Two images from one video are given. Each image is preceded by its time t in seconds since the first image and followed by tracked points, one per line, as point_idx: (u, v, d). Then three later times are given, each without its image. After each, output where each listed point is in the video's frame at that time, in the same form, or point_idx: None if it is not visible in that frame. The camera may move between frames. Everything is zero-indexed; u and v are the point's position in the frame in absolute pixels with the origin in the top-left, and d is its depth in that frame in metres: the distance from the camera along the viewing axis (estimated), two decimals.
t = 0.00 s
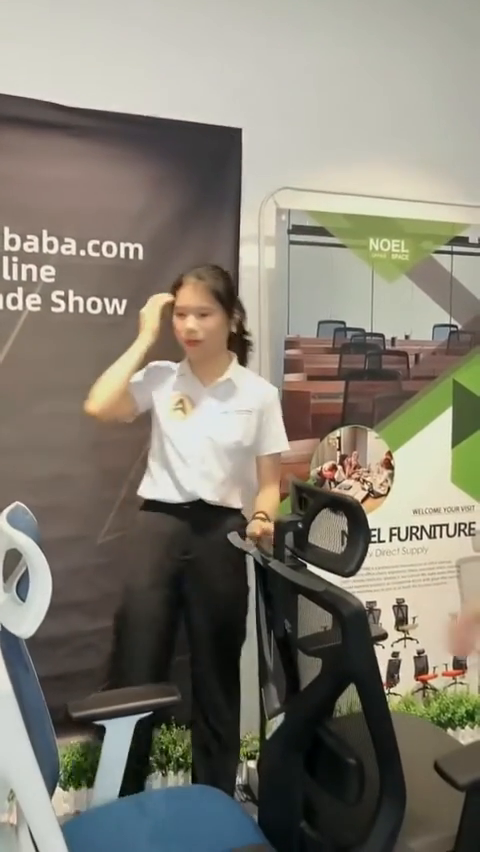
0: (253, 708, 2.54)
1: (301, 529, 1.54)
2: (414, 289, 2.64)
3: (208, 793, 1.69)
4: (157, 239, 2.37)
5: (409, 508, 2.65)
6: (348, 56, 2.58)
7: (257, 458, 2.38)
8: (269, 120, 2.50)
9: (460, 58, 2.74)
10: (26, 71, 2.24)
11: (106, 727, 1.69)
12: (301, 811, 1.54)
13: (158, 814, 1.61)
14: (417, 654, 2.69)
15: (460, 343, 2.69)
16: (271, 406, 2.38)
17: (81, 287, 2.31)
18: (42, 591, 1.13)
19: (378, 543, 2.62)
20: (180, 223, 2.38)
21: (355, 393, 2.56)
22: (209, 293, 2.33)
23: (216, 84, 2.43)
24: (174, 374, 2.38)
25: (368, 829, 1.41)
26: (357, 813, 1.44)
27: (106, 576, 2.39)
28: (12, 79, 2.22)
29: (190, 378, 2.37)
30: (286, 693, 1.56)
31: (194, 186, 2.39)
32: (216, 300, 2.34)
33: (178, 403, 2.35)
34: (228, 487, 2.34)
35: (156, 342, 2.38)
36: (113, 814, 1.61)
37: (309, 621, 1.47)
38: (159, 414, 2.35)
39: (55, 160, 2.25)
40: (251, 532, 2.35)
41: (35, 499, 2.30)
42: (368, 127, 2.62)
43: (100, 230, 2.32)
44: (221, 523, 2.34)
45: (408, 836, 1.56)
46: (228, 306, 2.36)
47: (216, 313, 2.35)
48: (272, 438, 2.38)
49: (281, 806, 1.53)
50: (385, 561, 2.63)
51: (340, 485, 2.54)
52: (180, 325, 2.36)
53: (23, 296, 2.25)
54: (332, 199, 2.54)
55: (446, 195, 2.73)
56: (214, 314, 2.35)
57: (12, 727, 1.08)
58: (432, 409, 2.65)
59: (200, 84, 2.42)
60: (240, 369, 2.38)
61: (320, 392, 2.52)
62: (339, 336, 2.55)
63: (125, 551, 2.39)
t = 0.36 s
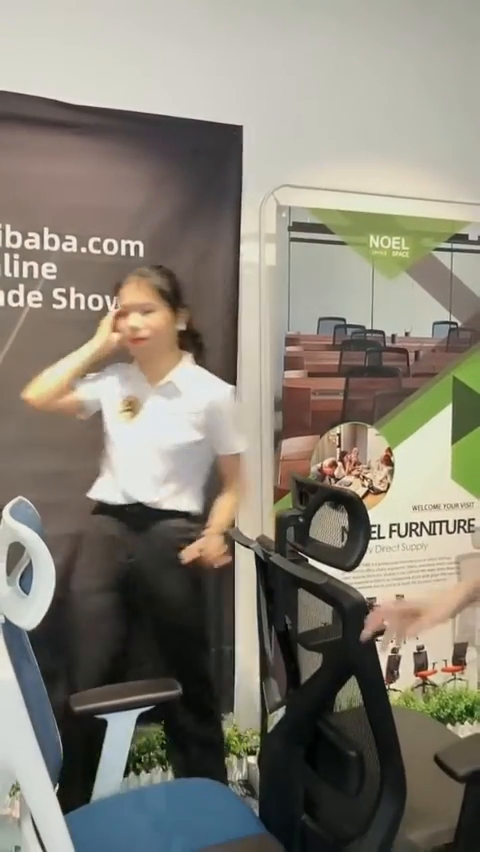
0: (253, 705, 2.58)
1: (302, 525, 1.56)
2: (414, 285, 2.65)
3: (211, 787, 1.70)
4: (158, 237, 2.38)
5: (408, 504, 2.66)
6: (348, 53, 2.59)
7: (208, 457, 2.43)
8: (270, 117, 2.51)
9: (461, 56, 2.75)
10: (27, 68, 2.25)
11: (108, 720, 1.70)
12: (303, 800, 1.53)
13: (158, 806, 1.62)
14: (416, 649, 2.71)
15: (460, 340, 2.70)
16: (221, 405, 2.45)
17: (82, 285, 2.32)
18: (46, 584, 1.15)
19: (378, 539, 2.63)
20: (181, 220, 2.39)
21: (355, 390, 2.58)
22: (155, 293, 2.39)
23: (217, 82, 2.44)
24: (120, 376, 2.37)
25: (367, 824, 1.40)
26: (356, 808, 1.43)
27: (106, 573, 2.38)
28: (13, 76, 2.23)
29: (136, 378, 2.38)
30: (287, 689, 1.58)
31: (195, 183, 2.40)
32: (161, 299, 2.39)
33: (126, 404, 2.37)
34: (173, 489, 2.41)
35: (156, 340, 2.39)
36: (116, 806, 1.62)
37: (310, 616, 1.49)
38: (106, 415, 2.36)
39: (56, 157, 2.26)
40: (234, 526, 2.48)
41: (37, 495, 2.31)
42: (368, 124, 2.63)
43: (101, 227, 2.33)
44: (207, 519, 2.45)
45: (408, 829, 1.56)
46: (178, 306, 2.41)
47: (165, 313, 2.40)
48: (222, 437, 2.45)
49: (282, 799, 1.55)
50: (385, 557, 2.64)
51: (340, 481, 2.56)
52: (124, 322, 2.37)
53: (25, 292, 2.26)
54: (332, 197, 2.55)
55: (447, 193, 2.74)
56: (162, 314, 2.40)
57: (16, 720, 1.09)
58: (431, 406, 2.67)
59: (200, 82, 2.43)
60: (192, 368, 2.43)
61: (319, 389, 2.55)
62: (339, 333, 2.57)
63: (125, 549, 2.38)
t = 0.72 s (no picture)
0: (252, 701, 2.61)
1: (301, 522, 1.57)
2: (411, 286, 2.69)
3: (212, 779, 1.73)
4: (159, 238, 2.41)
5: (406, 503, 2.70)
6: (346, 57, 2.62)
7: (111, 449, 2.33)
8: (269, 121, 2.54)
9: (458, 59, 2.78)
10: (29, 72, 2.28)
11: (111, 714, 1.73)
12: (302, 793, 1.56)
13: (160, 798, 1.65)
14: (414, 646, 2.74)
15: (457, 340, 2.73)
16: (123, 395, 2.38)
17: (84, 286, 2.35)
18: (51, 579, 1.17)
19: (376, 537, 2.66)
20: (181, 222, 2.42)
21: (353, 390, 2.61)
22: (57, 284, 2.31)
23: (216, 85, 2.47)
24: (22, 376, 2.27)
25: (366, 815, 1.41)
26: (354, 798, 1.45)
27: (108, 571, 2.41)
28: (15, 80, 2.27)
29: (39, 375, 2.28)
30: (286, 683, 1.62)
31: (195, 185, 2.43)
32: (63, 290, 2.31)
33: (26, 404, 2.26)
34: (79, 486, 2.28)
35: (158, 341, 2.42)
36: (118, 798, 1.65)
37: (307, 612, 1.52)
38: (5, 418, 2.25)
39: (57, 160, 2.29)
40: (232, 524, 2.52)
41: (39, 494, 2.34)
42: (366, 127, 2.66)
43: (102, 229, 2.35)
44: (206, 516, 2.50)
45: (405, 819, 1.62)
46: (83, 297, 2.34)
47: (67, 307, 2.31)
48: (124, 429, 2.35)
49: (283, 790, 1.58)
50: (383, 555, 2.67)
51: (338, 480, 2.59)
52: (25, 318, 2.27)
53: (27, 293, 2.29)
54: (331, 199, 2.59)
55: (444, 195, 2.78)
56: (63, 306, 2.31)
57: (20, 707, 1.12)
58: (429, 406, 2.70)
59: (200, 85, 2.46)
60: (91, 357, 2.34)
61: (318, 389, 2.58)
62: (338, 333, 2.60)
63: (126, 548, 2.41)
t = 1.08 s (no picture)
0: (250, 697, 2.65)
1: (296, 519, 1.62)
2: (408, 288, 2.71)
3: (211, 772, 1.77)
4: (158, 240, 2.44)
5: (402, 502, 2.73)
6: (342, 62, 2.66)
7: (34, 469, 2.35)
8: (267, 125, 2.58)
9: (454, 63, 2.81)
10: (31, 78, 2.32)
11: (111, 708, 1.77)
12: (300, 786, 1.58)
13: (160, 790, 1.69)
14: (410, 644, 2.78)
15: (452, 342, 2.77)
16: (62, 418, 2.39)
17: (85, 288, 2.38)
18: (53, 574, 1.21)
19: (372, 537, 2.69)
20: (180, 224, 2.46)
21: (350, 391, 2.66)
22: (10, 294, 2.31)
23: (214, 89, 2.51)
24: None
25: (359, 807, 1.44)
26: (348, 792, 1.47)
27: (108, 568, 2.45)
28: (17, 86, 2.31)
29: None
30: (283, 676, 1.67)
31: (194, 188, 2.47)
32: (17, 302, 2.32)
33: None
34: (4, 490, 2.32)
35: (158, 341, 2.46)
36: (118, 790, 1.69)
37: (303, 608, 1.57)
38: None
39: (59, 164, 2.33)
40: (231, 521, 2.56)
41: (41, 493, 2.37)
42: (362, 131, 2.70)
43: (103, 233, 2.39)
44: (204, 514, 2.54)
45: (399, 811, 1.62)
46: (30, 314, 2.34)
47: (17, 320, 2.32)
48: (53, 449, 2.37)
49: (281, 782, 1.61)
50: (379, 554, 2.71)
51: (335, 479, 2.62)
52: None
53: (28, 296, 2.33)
54: (328, 202, 2.62)
55: (441, 198, 2.81)
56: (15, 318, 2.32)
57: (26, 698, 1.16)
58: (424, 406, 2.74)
59: (199, 90, 2.50)
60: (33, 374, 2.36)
61: (315, 390, 2.62)
62: (335, 335, 2.65)
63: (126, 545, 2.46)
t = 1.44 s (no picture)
0: (251, 689, 2.72)
1: (296, 515, 1.69)
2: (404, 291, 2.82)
3: (213, 761, 1.82)
4: (161, 243, 2.50)
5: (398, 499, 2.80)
6: (341, 67, 2.71)
7: None
8: (266, 129, 2.63)
9: (449, 70, 2.87)
10: (35, 84, 2.37)
11: (115, 698, 1.82)
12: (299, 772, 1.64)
13: (163, 778, 1.75)
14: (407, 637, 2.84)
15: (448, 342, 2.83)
16: None
17: (89, 290, 2.43)
18: (62, 566, 1.26)
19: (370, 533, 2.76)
20: (182, 227, 2.51)
21: (348, 390, 2.73)
22: None
23: (214, 94, 2.56)
24: None
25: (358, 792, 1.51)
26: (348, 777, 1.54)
27: (113, 565, 2.51)
28: (22, 93, 2.36)
29: None
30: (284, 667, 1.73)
31: (195, 192, 2.52)
32: None
33: None
34: None
35: (160, 342, 2.51)
36: (123, 779, 1.74)
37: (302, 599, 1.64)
38: None
39: (62, 169, 2.38)
40: (231, 518, 2.61)
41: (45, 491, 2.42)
42: (360, 136, 2.76)
43: (106, 236, 2.44)
44: (204, 511, 2.59)
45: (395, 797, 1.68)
46: None
47: None
48: None
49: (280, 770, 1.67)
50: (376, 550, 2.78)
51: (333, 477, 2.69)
52: None
53: (33, 297, 2.38)
54: (327, 205, 2.68)
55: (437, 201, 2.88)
56: None
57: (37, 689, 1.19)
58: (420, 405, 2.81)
59: (199, 96, 2.55)
60: None
61: (314, 389, 2.70)
62: (333, 335, 2.73)
63: (129, 543, 2.52)
